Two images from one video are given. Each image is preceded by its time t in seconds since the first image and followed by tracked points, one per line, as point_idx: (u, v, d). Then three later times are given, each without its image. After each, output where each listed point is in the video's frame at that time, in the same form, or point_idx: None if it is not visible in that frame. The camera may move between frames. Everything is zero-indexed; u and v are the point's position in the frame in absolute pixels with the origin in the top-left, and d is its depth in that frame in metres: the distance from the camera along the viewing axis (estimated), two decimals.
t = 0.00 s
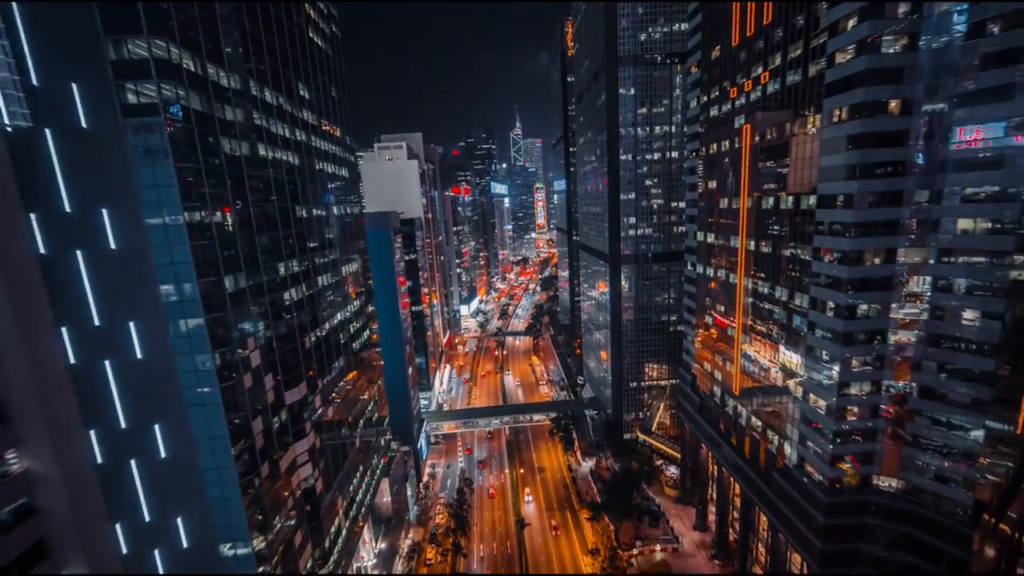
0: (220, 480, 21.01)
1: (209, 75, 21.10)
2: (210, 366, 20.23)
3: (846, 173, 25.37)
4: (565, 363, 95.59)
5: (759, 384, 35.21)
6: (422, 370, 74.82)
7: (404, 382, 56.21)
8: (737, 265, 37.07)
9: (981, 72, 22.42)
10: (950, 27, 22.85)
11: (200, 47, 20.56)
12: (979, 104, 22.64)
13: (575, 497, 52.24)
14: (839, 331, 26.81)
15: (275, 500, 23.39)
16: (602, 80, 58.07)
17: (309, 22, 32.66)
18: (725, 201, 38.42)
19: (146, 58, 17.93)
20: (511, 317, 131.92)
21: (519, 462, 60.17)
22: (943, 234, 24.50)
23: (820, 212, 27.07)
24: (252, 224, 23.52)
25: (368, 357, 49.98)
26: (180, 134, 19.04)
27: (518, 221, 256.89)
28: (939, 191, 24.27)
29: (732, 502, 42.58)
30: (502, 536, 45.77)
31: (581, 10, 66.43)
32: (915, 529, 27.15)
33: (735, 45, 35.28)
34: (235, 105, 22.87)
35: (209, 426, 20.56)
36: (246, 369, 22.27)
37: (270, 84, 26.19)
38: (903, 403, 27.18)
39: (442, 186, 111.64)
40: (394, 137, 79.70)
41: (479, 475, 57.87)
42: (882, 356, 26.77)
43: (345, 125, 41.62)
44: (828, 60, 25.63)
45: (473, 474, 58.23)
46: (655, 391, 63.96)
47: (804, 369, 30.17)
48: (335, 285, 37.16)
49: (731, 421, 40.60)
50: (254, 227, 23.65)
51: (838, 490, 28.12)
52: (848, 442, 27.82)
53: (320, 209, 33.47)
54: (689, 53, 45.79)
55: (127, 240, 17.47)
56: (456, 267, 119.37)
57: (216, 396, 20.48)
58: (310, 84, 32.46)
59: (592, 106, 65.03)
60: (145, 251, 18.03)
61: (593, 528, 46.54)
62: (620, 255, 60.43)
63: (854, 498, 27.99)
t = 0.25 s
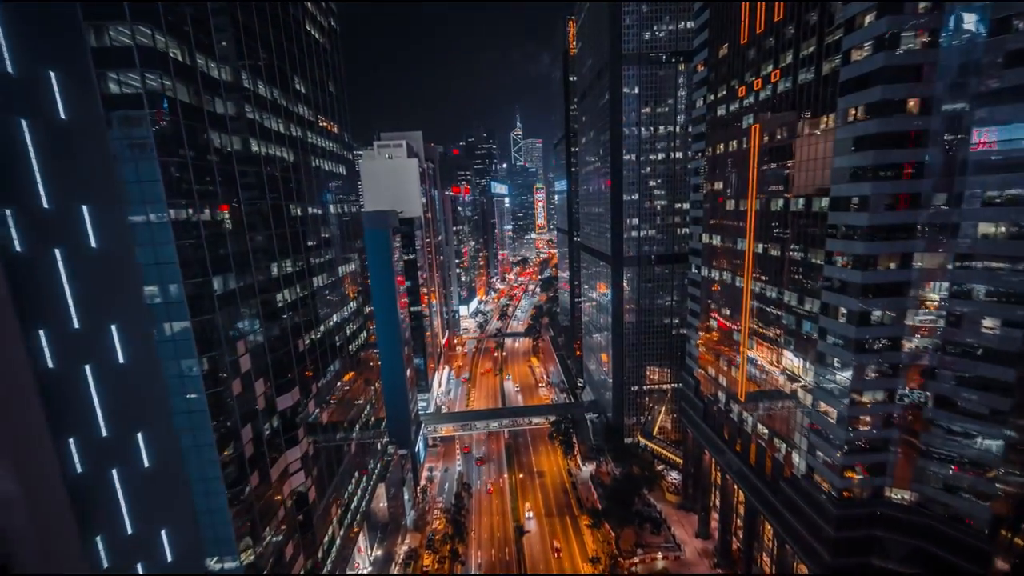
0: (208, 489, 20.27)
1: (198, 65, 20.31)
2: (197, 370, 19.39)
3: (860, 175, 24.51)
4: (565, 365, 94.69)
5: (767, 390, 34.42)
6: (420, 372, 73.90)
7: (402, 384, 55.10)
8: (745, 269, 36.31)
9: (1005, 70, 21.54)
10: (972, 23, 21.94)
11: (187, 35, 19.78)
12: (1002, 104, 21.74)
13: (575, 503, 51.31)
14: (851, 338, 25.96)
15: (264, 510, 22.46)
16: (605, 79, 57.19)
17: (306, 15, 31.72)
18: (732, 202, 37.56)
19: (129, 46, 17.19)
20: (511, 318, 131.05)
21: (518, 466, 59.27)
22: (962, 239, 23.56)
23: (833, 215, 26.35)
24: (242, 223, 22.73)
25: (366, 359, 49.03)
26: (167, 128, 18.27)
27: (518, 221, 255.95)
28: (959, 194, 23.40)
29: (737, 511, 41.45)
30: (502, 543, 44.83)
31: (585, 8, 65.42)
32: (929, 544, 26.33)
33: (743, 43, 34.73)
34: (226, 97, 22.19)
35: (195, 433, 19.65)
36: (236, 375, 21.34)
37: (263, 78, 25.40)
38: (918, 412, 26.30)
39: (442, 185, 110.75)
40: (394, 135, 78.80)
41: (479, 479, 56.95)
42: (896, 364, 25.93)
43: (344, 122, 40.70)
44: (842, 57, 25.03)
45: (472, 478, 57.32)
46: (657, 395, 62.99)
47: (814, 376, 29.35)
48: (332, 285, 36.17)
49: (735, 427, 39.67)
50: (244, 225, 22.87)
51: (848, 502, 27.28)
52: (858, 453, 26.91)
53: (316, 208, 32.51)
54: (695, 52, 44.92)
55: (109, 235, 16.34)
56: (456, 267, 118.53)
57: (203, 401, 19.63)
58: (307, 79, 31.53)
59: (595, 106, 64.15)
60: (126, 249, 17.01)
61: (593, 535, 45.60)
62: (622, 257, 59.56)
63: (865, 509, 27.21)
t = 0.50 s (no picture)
0: (194, 501, 19.29)
1: (186, 55, 19.29)
2: (182, 377, 18.41)
3: (876, 176, 23.67)
4: (565, 367, 93.79)
5: (774, 397, 33.55)
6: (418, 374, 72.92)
7: (399, 386, 54.11)
8: (752, 272, 35.51)
9: None
10: (997, 19, 21.04)
11: (174, 22, 18.79)
12: None
13: (575, 509, 50.29)
14: (864, 346, 25.14)
15: (252, 521, 21.55)
16: (609, 78, 56.30)
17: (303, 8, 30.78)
18: (738, 204, 36.68)
19: (110, 32, 16.10)
20: (510, 319, 130.12)
21: (517, 470, 58.31)
22: (983, 244, 22.64)
23: (847, 218, 25.55)
24: (233, 220, 21.81)
25: (363, 361, 48.07)
26: (150, 121, 17.19)
27: (518, 221, 254.99)
28: (979, 197, 22.47)
29: (739, 519, 40.36)
30: (500, 549, 43.90)
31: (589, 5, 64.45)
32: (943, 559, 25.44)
33: (753, 41, 33.85)
34: (215, 89, 21.26)
35: (179, 443, 18.62)
36: (224, 381, 20.41)
37: (255, 70, 24.41)
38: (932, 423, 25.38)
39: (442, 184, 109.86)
40: (394, 133, 77.90)
41: (477, 483, 56.00)
42: (910, 373, 25.09)
43: (342, 118, 39.76)
44: (859, 55, 24.15)
45: (470, 482, 56.40)
46: (659, 399, 62.07)
47: (824, 384, 28.53)
48: (328, 285, 35.24)
49: (739, 434, 38.74)
50: (235, 224, 21.94)
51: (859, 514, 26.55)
52: (870, 465, 26.17)
53: (312, 207, 31.56)
54: (701, 50, 44.04)
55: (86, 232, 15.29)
56: (455, 267, 117.63)
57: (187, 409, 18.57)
58: (303, 73, 30.61)
59: (598, 105, 63.27)
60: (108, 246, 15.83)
61: (593, 543, 44.51)
62: (624, 259, 58.67)
63: (876, 522, 26.42)
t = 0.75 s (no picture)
0: (178, 513, 18.37)
1: (172, 43, 18.30)
2: (166, 384, 17.40)
3: (894, 178, 22.77)
4: (565, 369, 92.83)
5: (782, 404, 32.64)
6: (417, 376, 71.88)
7: (397, 388, 53.11)
8: (760, 276, 34.65)
9: None
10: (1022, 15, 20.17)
11: (160, 8, 17.84)
12: None
13: (575, 515, 49.29)
14: (880, 354, 24.17)
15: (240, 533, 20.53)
16: (613, 77, 55.40)
17: None
18: (746, 206, 35.79)
19: (89, 16, 15.08)
20: (510, 320, 129.09)
21: (516, 475, 57.33)
22: (1006, 249, 21.76)
23: (862, 221, 24.68)
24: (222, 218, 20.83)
25: (360, 363, 47.06)
26: (134, 112, 16.08)
27: (518, 221, 253.97)
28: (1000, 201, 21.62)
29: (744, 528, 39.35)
30: (499, 556, 42.88)
31: (592, 3, 63.52)
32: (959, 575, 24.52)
33: (762, 38, 32.99)
34: (204, 80, 20.30)
35: (163, 453, 17.65)
36: (211, 387, 19.47)
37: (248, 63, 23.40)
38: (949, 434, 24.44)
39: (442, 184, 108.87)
40: (394, 132, 76.93)
41: (475, 488, 55.00)
42: (927, 382, 24.17)
43: (340, 115, 38.81)
44: (876, 52, 23.29)
45: (469, 486, 55.42)
46: (661, 402, 61.15)
47: (836, 393, 27.57)
48: (325, 286, 34.25)
49: (745, 441, 37.74)
50: (224, 222, 21.00)
51: (872, 526, 25.67)
52: (885, 476, 25.11)
53: (308, 205, 30.58)
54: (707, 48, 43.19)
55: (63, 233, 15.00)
56: (455, 267, 116.59)
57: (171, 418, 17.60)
58: (299, 67, 29.64)
59: (601, 104, 62.37)
60: (86, 249, 15.45)
61: (594, 550, 43.50)
62: (627, 261, 57.74)
63: (889, 535, 25.58)
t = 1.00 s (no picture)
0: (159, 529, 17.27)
1: (154, 28, 17.16)
2: (144, 392, 16.42)
3: (916, 180, 21.81)
4: (564, 371, 91.69)
5: (792, 412, 31.70)
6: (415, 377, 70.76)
7: (394, 391, 51.95)
8: (770, 279, 33.71)
9: None
10: None
11: None
12: None
13: (575, 522, 48.09)
14: (897, 363, 23.18)
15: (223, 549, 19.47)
16: (618, 75, 54.40)
17: None
18: (755, 208, 34.80)
19: None
20: (510, 321, 127.91)
21: (514, 480, 56.15)
22: None
23: (880, 223, 23.78)
24: (207, 216, 19.74)
25: (357, 365, 45.90)
26: (108, 103, 15.24)
27: (518, 222, 252.68)
28: None
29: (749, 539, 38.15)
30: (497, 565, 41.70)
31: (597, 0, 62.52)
32: None
33: (774, 35, 31.97)
34: (190, 69, 19.20)
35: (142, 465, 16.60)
36: (191, 396, 18.60)
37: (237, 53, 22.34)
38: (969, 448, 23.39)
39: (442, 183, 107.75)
40: (394, 130, 75.88)
41: (473, 493, 53.80)
42: (948, 394, 23.03)
43: (339, 110, 37.72)
44: (898, 48, 22.29)
45: (466, 491, 54.23)
46: (663, 407, 60.08)
47: (850, 402, 26.56)
48: (320, 287, 33.10)
49: (750, 450, 36.70)
50: (209, 220, 19.88)
51: (888, 543, 24.56)
52: (902, 492, 24.03)
53: (303, 203, 29.45)
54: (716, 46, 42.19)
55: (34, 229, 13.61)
56: (454, 267, 115.33)
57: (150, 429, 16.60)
58: (294, 60, 28.59)
59: (604, 103, 61.35)
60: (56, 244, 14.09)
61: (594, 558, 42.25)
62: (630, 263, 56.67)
63: (906, 552, 24.46)
